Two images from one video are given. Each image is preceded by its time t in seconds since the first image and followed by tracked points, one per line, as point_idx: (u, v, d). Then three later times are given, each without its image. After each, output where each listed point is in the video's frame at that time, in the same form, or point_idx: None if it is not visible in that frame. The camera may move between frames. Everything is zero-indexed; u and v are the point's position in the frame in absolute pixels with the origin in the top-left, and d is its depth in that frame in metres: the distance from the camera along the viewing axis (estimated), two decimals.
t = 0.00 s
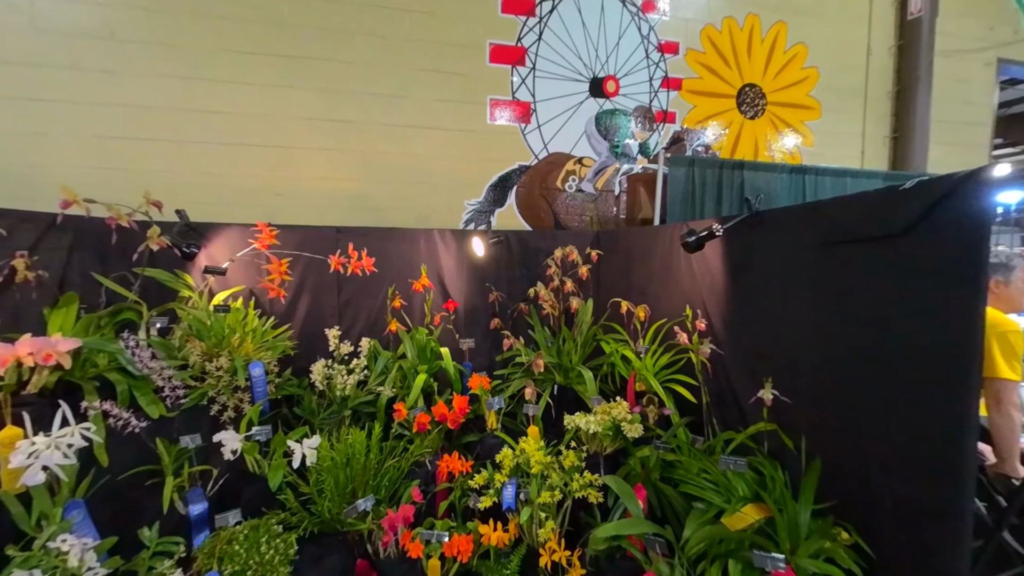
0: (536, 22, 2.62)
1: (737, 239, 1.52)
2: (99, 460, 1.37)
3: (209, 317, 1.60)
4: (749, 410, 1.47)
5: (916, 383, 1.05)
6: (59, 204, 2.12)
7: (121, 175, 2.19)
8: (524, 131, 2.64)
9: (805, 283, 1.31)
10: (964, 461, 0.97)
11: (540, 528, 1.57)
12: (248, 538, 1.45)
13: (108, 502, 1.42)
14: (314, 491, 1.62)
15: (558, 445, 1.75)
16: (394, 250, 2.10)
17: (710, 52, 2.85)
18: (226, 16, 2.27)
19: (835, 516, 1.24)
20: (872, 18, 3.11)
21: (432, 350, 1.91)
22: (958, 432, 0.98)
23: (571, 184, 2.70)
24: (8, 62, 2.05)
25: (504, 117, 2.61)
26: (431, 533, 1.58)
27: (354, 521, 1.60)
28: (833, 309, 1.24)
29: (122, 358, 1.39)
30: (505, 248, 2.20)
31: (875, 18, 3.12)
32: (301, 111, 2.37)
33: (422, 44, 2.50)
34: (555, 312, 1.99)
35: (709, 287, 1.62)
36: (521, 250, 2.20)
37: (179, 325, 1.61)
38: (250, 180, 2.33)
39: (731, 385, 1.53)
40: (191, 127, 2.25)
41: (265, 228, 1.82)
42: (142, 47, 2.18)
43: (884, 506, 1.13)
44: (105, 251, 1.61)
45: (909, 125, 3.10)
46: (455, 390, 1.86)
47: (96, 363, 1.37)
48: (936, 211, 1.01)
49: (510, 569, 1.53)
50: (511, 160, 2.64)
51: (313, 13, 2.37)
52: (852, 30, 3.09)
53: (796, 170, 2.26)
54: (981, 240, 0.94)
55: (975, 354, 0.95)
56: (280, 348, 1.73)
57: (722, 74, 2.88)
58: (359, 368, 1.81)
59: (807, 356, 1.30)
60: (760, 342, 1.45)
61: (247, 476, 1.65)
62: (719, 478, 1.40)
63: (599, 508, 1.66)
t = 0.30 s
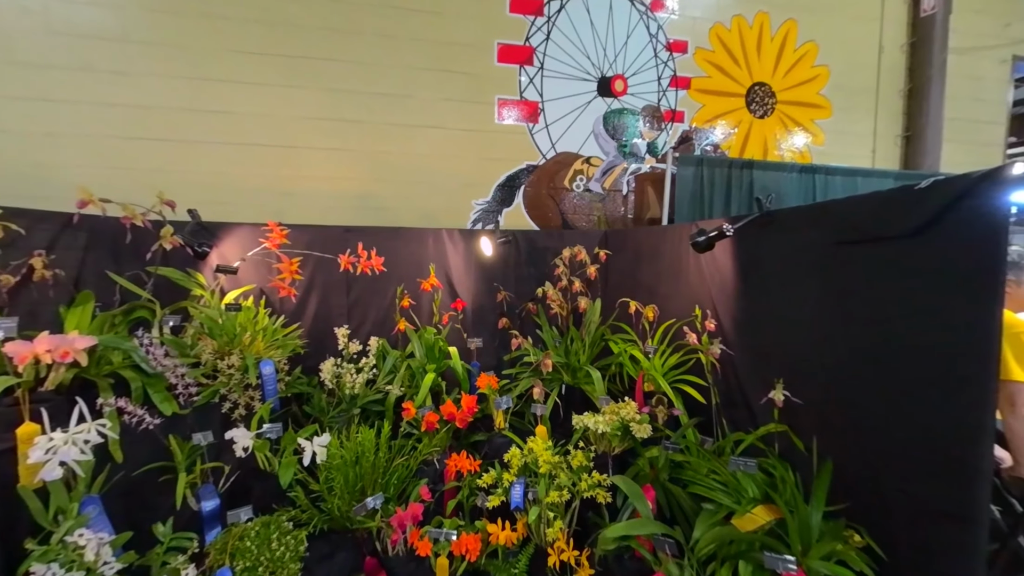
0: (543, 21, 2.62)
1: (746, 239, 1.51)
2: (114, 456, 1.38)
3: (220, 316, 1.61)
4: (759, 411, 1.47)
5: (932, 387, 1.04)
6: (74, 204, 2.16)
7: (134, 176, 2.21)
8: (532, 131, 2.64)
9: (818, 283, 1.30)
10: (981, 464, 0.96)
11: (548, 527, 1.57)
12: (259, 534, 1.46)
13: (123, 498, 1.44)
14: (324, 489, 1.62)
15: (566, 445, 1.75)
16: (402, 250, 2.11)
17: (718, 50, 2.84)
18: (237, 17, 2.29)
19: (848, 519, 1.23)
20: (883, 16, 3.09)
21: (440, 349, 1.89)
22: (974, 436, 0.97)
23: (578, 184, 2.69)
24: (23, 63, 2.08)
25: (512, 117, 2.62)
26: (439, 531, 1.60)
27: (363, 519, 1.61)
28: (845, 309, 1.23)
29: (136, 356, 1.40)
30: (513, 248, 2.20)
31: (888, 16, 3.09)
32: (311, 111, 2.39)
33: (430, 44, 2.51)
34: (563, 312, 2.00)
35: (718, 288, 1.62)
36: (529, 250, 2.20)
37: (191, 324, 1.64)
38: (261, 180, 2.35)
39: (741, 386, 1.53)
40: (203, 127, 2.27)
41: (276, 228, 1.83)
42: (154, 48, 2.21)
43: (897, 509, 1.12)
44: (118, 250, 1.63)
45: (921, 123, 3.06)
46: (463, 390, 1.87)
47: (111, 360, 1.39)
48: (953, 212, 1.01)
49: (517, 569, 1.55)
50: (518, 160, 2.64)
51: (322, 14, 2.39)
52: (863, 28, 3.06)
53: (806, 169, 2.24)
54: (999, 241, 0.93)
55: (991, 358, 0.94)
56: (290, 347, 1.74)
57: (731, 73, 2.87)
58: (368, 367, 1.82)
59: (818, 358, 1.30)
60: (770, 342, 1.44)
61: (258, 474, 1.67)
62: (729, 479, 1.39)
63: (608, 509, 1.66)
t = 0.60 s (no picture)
0: (553, 22, 2.63)
1: (758, 240, 1.51)
2: (131, 453, 1.40)
3: (234, 315, 1.63)
4: (771, 413, 1.46)
5: (950, 390, 1.03)
6: (93, 204, 2.19)
7: (150, 177, 2.25)
8: (541, 132, 2.65)
9: (832, 285, 1.29)
10: (999, 468, 0.95)
11: (558, 528, 1.57)
12: (272, 532, 1.48)
13: (138, 494, 1.46)
14: (336, 487, 1.64)
15: (576, 445, 1.76)
16: (412, 250, 2.13)
17: (729, 50, 2.83)
18: (251, 20, 2.33)
19: (862, 523, 1.23)
20: (898, 14, 3.06)
21: (450, 349, 1.91)
22: (994, 440, 0.96)
23: (587, 185, 2.69)
24: (44, 67, 2.13)
25: (522, 118, 2.62)
26: (449, 531, 1.61)
27: (374, 517, 1.62)
28: (859, 310, 1.23)
29: (152, 355, 1.42)
30: (523, 248, 2.21)
31: (902, 15, 3.07)
32: (323, 113, 2.41)
33: (440, 45, 2.52)
34: (572, 313, 2.00)
35: (730, 289, 1.61)
36: (538, 250, 2.20)
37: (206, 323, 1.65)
38: (274, 181, 2.38)
39: (752, 389, 1.52)
40: (218, 129, 2.30)
41: (288, 229, 1.86)
42: (170, 51, 2.25)
43: (913, 513, 1.11)
44: (135, 251, 1.65)
45: (936, 123, 3.03)
46: (473, 390, 1.87)
47: (128, 358, 1.41)
48: (970, 214, 1.00)
49: (527, 569, 1.56)
50: (527, 161, 2.65)
51: (334, 17, 2.41)
52: (877, 27, 3.04)
53: (819, 169, 2.23)
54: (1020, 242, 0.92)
55: (1011, 360, 0.94)
56: (303, 346, 1.75)
57: (742, 73, 2.85)
58: (378, 366, 1.83)
59: (832, 360, 1.29)
60: (783, 344, 1.43)
61: (271, 471, 1.69)
62: (740, 482, 1.39)
63: (618, 510, 1.65)
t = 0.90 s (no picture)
0: (562, 23, 2.63)
1: (771, 241, 1.50)
2: (148, 452, 1.43)
3: (248, 316, 1.65)
4: (784, 415, 1.46)
5: (972, 393, 1.02)
6: (110, 208, 2.23)
7: (166, 180, 2.28)
8: (550, 133, 2.65)
9: (849, 286, 1.28)
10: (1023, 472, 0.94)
11: (568, 530, 1.57)
12: (285, 530, 1.50)
13: (156, 493, 1.48)
14: (347, 487, 1.65)
15: (586, 447, 1.76)
16: (422, 252, 2.14)
17: (740, 49, 2.81)
18: (263, 25, 2.35)
19: (879, 527, 1.21)
20: (912, 11, 3.02)
21: (460, 350, 1.92)
22: (1018, 444, 0.95)
23: (596, 186, 2.69)
24: (63, 73, 2.17)
25: (531, 119, 2.63)
26: (459, 531, 1.62)
27: (386, 517, 1.63)
28: (875, 312, 1.21)
29: (169, 355, 1.45)
30: (532, 250, 2.21)
31: (915, 11, 3.03)
32: (334, 116, 2.43)
33: (450, 47, 2.53)
34: (582, 314, 2.00)
35: (742, 289, 1.61)
36: (548, 251, 2.21)
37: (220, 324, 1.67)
38: (286, 184, 2.40)
39: (766, 390, 1.52)
40: (232, 133, 2.33)
41: (300, 232, 1.86)
42: (184, 56, 2.28)
43: (934, 518, 1.10)
44: (151, 253, 1.68)
45: (953, 121, 2.99)
46: (483, 391, 1.88)
47: (145, 359, 1.43)
48: (991, 213, 0.99)
49: (538, 570, 1.56)
50: (536, 162, 2.65)
51: (344, 20, 2.43)
52: (890, 24, 3.01)
53: (831, 169, 2.21)
54: None
55: None
56: (314, 347, 1.77)
57: (753, 72, 2.84)
58: (389, 367, 1.84)
59: (847, 363, 1.28)
60: (797, 345, 1.43)
61: (283, 471, 1.70)
62: (753, 484, 1.38)
63: (629, 512, 1.65)
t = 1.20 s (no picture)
0: (570, 22, 2.62)
1: (784, 239, 1.50)
2: (165, 451, 1.44)
3: (260, 316, 1.67)
4: (799, 414, 1.45)
5: (992, 393, 1.01)
6: (126, 210, 2.27)
7: (181, 183, 2.31)
8: (559, 132, 2.65)
9: (864, 285, 1.27)
10: None
11: (580, 530, 1.57)
12: (299, 528, 1.51)
13: (173, 490, 1.50)
14: (359, 485, 1.66)
15: (597, 446, 1.76)
16: (432, 252, 2.15)
17: (750, 45, 2.79)
18: (274, 27, 2.38)
19: (897, 529, 1.20)
20: (927, 4, 2.98)
21: (469, 349, 1.92)
22: None
23: (606, 185, 2.67)
24: (79, 78, 2.21)
25: (540, 119, 2.63)
26: (470, 530, 1.63)
27: (397, 516, 1.65)
28: (892, 310, 1.20)
29: (183, 355, 1.48)
30: (542, 249, 2.21)
31: (930, 5, 2.99)
32: (345, 117, 2.45)
33: (458, 48, 2.54)
34: (592, 313, 2.00)
35: (754, 288, 1.60)
36: (557, 251, 2.20)
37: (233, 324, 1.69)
38: (298, 185, 2.42)
39: (779, 390, 1.51)
40: (245, 135, 2.36)
41: (311, 232, 1.86)
42: (197, 60, 2.31)
43: (953, 519, 1.09)
44: (167, 253, 1.70)
45: (970, 115, 2.94)
46: (493, 390, 1.89)
47: (161, 358, 1.46)
48: (1011, 209, 0.98)
49: (550, 570, 1.57)
50: (544, 162, 2.65)
51: (354, 22, 2.45)
52: (905, 18, 2.97)
53: (844, 165, 2.19)
54: None
55: None
56: (325, 346, 1.78)
57: (764, 68, 2.82)
58: (400, 367, 1.85)
59: (863, 362, 1.27)
60: (810, 343, 1.42)
61: (296, 469, 1.72)
62: (767, 485, 1.37)
63: (641, 513, 1.65)
